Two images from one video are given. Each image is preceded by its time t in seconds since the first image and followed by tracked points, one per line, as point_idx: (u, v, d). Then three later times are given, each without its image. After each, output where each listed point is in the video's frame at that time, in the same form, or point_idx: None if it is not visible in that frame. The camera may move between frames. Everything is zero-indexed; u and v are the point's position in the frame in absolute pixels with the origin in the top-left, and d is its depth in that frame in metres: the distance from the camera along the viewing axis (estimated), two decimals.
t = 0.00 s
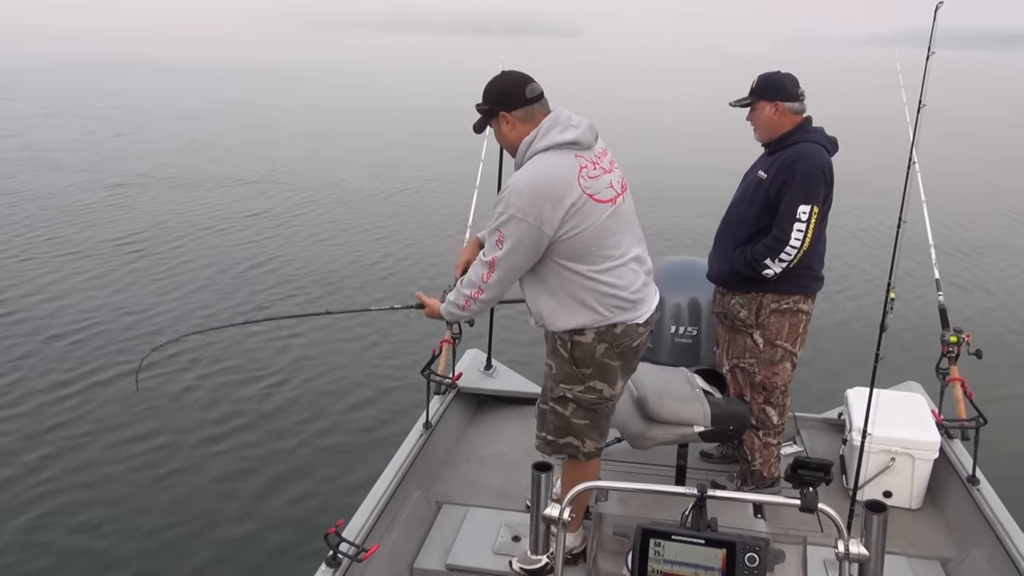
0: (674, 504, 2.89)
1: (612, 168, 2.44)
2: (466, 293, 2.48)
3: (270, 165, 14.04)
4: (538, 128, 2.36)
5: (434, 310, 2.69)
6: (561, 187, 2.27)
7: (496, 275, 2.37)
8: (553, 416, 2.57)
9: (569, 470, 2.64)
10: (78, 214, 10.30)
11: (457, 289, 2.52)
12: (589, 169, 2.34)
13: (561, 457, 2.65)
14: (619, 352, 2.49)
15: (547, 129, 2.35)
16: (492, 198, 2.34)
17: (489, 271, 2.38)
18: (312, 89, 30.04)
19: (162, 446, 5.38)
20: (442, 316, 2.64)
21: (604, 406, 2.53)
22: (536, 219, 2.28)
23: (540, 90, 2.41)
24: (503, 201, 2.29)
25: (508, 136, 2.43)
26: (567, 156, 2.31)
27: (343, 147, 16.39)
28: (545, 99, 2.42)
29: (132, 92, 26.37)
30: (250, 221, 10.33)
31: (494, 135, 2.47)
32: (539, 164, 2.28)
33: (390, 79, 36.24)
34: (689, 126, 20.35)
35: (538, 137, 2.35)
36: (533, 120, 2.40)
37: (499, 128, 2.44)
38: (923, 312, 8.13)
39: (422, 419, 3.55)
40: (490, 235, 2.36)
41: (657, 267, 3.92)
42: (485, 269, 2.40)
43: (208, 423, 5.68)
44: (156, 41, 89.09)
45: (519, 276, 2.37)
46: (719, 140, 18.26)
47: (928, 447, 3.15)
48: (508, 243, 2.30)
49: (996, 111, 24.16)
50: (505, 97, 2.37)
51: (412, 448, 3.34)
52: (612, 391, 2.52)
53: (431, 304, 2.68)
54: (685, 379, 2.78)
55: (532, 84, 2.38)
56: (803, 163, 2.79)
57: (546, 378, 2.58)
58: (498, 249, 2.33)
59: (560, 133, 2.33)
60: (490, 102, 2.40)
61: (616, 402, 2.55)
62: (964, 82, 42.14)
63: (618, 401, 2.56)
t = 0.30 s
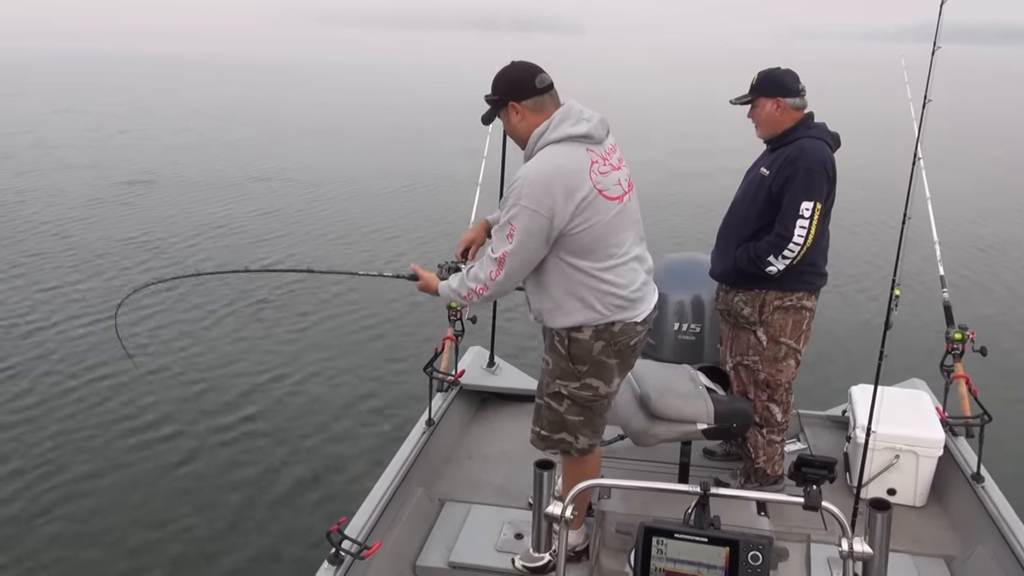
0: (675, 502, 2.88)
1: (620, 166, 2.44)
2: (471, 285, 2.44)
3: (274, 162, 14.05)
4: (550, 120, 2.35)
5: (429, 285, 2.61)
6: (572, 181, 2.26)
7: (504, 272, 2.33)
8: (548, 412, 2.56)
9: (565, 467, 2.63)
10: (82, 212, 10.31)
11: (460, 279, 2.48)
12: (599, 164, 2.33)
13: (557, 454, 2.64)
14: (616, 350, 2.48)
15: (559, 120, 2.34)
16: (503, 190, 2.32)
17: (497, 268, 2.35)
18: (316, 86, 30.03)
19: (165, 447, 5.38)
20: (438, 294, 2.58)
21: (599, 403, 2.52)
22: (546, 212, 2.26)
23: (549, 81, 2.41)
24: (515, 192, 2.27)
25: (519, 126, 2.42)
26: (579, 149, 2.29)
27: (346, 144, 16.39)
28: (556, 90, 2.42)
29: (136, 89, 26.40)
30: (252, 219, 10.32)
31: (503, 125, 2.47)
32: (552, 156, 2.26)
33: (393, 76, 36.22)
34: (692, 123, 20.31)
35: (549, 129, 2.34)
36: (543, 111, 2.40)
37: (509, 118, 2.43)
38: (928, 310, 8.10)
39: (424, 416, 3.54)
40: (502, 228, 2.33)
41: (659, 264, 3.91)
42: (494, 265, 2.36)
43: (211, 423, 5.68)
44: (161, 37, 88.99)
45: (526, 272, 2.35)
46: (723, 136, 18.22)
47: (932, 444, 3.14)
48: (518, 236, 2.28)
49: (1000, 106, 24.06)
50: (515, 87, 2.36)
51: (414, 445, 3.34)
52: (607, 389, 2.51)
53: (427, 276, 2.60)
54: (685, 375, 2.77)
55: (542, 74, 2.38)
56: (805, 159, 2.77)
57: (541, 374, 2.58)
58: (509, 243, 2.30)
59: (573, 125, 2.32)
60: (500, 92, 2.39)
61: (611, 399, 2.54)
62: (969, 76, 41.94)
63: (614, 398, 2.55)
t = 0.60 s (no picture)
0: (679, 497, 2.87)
1: (627, 162, 2.43)
2: (475, 276, 2.42)
3: (276, 159, 14.03)
4: (560, 112, 2.33)
5: (429, 265, 2.64)
6: (581, 176, 2.25)
7: (510, 266, 2.31)
8: (547, 406, 2.55)
9: (565, 462, 2.62)
10: (85, 209, 10.30)
11: (464, 268, 2.47)
12: (608, 160, 2.32)
13: (556, 448, 2.63)
14: (615, 346, 2.47)
15: (569, 113, 2.33)
16: (510, 182, 2.30)
17: (504, 261, 2.32)
18: (318, 83, 29.99)
19: (167, 444, 5.38)
20: (439, 277, 2.58)
21: (598, 398, 2.51)
22: (554, 206, 2.25)
23: (560, 72, 2.39)
24: (523, 185, 2.25)
25: (528, 117, 2.41)
26: (588, 144, 2.29)
27: (348, 140, 16.36)
28: (566, 81, 2.40)
29: (138, 86, 26.34)
30: (254, 215, 10.32)
31: (513, 115, 2.45)
32: (561, 149, 2.25)
33: (395, 72, 36.13)
34: (695, 118, 20.24)
35: (559, 121, 2.33)
36: (553, 102, 2.38)
37: (518, 108, 2.42)
38: (932, 304, 8.08)
39: (426, 412, 3.54)
40: (508, 221, 2.30)
41: (663, 259, 3.89)
42: (500, 259, 2.34)
43: (213, 420, 5.68)
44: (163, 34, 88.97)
45: (531, 266, 2.33)
46: (726, 132, 18.20)
47: (936, 439, 3.13)
48: (525, 229, 2.26)
49: (1004, 99, 23.95)
50: (525, 77, 2.34)
51: (416, 441, 3.33)
52: (606, 384, 2.50)
53: (427, 257, 2.63)
54: (687, 370, 2.76)
55: (553, 64, 2.36)
56: (798, 154, 2.75)
57: (540, 368, 2.57)
58: (515, 236, 2.28)
59: (583, 119, 2.32)
60: (509, 82, 2.37)
61: (610, 395, 2.53)
62: (973, 69, 41.72)
63: (613, 393, 2.54)
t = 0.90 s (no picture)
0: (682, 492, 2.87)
1: (634, 160, 2.43)
2: (481, 265, 2.40)
3: (278, 156, 14.02)
4: (573, 104, 2.33)
5: (430, 246, 2.59)
6: (592, 170, 2.24)
7: (518, 259, 2.29)
8: (546, 401, 2.55)
9: (565, 456, 2.62)
10: (88, 206, 10.31)
11: (468, 254, 2.44)
12: (618, 156, 2.32)
13: (556, 443, 2.63)
14: (613, 341, 2.47)
15: (582, 106, 2.32)
16: (521, 172, 2.28)
17: (512, 253, 2.30)
18: (320, 80, 29.96)
19: (171, 444, 5.40)
20: (440, 259, 2.55)
21: (596, 393, 2.50)
22: (565, 200, 2.24)
23: (574, 62, 2.38)
24: (535, 176, 2.24)
25: (539, 106, 2.40)
26: (600, 138, 2.28)
27: (350, 137, 16.35)
28: (579, 72, 2.39)
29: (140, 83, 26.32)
30: (256, 212, 10.32)
31: (524, 102, 2.43)
32: (574, 142, 2.24)
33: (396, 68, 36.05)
34: (698, 114, 20.20)
35: (572, 113, 2.32)
36: (566, 92, 2.37)
37: (530, 97, 2.40)
38: (936, 299, 8.06)
39: (429, 408, 3.54)
40: (517, 212, 2.28)
41: (665, 254, 3.88)
42: (508, 251, 2.32)
43: (216, 419, 5.69)
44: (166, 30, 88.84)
45: (538, 259, 2.32)
46: (730, 127, 18.15)
47: (939, 434, 3.12)
48: (535, 222, 2.24)
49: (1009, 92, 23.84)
50: (539, 65, 2.33)
51: (418, 438, 3.33)
52: (604, 379, 2.50)
53: (429, 237, 2.58)
54: (687, 365, 2.75)
55: (567, 54, 2.35)
56: (780, 152, 2.75)
57: (539, 363, 2.56)
58: (524, 228, 2.26)
59: (595, 112, 2.31)
60: (522, 70, 2.35)
61: (609, 389, 2.53)
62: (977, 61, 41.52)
63: (612, 388, 2.54)
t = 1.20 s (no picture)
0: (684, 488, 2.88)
1: (637, 156, 2.44)
2: (484, 264, 2.40)
3: (280, 155, 14.03)
4: (576, 102, 2.33)
5: (430, 252, 2.59)
6: (598, 168, 2.25)
7: (524, 256, 2.30)
8: (552, 399, 2.55)
9: (572, 454, 2.63)
10: (91, 206, 10.32)
11: (471, 254, 2.43)
12: (622, 153, 2.33)
13: (561, 441, 2.64)
14: (619, 337, 2.48)
15: (585, 104, 2.33)
16: (527, 171, 2.28)
17: (517, 250, 2.30)
18: (322, 80, 29.99)
19: (175, 443, 5.42)
20: (441, 262, 2.54)
21: (602, 390, 2.52)
22: (572, 197, 2.24)
23: (576, 60, 2.38)
24: (541, 175, 2.24)
25: (542, 104, 2.40)
26: (604, 135, 2.29)
27: (352, 136, 16.37)
28: (581, 70, 2.40)
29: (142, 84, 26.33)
30: (259, 211, 10.34)
31: (525, 99, 2.43)
32: (580, 140, 2.25)
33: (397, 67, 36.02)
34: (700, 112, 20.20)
35: (576, 111, 2.32)
36: (569, 90, 2.38)
37: (533, 94, 2.40)
38: (939, 294, 8.05)
39: (431, 406, 3.55)
40: (523, 210, 2.28)
41: (666, 250, 3.88)
42: (514, 248, 2.31)
43: (221, 417, 5.71)
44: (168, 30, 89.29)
45: (544, 257, 2.32)
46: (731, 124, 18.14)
47: (942, 429, 3.12)
48: (542, 220, 2.25)
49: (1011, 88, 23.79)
50: (542, 63, 2.33)
51: (421, 435, 3.35)
52: (610, 376, 2.51)
53: (429, 242, 2.58)
54: (690, 361, 2.76)
55: (570, 52, 2.35)
56: (756, 150, 2.78)
57: (544, 362, 2.57)
58: (531, 227, 2.26)
59: (598, 110, 2.32)
60: (524, 67, 2.35)
61: (614, 386, 2.54)
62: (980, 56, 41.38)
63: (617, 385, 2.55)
